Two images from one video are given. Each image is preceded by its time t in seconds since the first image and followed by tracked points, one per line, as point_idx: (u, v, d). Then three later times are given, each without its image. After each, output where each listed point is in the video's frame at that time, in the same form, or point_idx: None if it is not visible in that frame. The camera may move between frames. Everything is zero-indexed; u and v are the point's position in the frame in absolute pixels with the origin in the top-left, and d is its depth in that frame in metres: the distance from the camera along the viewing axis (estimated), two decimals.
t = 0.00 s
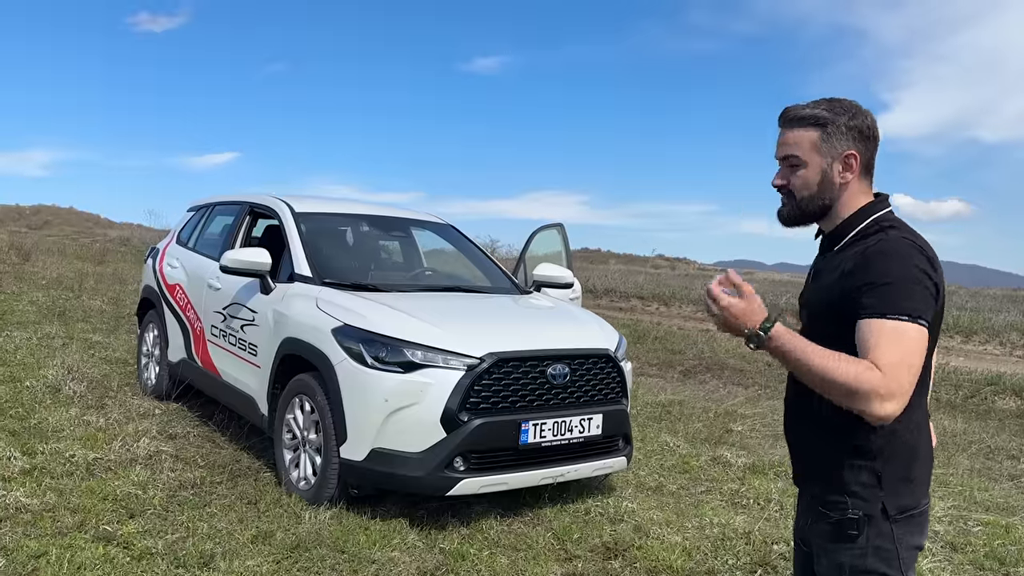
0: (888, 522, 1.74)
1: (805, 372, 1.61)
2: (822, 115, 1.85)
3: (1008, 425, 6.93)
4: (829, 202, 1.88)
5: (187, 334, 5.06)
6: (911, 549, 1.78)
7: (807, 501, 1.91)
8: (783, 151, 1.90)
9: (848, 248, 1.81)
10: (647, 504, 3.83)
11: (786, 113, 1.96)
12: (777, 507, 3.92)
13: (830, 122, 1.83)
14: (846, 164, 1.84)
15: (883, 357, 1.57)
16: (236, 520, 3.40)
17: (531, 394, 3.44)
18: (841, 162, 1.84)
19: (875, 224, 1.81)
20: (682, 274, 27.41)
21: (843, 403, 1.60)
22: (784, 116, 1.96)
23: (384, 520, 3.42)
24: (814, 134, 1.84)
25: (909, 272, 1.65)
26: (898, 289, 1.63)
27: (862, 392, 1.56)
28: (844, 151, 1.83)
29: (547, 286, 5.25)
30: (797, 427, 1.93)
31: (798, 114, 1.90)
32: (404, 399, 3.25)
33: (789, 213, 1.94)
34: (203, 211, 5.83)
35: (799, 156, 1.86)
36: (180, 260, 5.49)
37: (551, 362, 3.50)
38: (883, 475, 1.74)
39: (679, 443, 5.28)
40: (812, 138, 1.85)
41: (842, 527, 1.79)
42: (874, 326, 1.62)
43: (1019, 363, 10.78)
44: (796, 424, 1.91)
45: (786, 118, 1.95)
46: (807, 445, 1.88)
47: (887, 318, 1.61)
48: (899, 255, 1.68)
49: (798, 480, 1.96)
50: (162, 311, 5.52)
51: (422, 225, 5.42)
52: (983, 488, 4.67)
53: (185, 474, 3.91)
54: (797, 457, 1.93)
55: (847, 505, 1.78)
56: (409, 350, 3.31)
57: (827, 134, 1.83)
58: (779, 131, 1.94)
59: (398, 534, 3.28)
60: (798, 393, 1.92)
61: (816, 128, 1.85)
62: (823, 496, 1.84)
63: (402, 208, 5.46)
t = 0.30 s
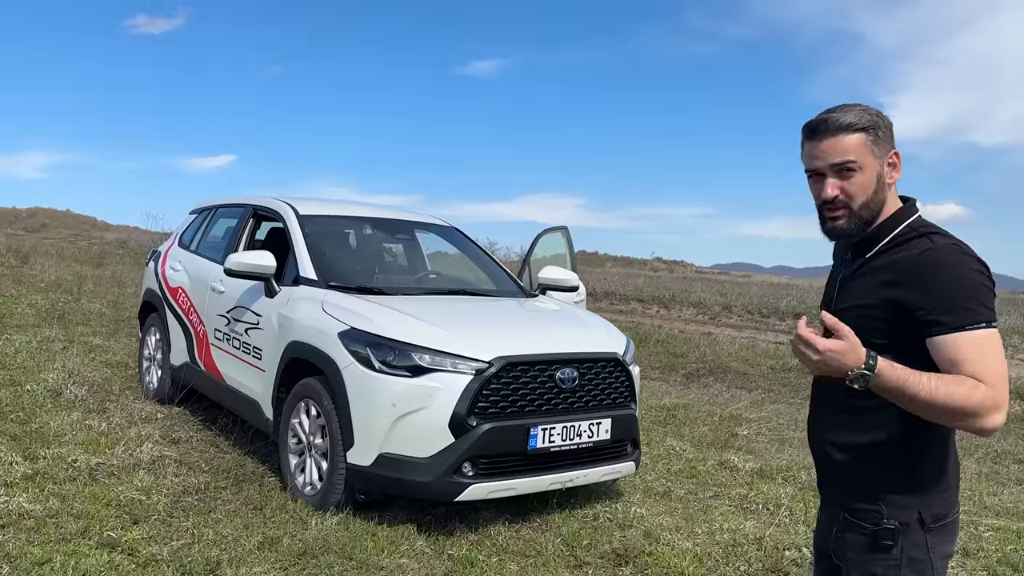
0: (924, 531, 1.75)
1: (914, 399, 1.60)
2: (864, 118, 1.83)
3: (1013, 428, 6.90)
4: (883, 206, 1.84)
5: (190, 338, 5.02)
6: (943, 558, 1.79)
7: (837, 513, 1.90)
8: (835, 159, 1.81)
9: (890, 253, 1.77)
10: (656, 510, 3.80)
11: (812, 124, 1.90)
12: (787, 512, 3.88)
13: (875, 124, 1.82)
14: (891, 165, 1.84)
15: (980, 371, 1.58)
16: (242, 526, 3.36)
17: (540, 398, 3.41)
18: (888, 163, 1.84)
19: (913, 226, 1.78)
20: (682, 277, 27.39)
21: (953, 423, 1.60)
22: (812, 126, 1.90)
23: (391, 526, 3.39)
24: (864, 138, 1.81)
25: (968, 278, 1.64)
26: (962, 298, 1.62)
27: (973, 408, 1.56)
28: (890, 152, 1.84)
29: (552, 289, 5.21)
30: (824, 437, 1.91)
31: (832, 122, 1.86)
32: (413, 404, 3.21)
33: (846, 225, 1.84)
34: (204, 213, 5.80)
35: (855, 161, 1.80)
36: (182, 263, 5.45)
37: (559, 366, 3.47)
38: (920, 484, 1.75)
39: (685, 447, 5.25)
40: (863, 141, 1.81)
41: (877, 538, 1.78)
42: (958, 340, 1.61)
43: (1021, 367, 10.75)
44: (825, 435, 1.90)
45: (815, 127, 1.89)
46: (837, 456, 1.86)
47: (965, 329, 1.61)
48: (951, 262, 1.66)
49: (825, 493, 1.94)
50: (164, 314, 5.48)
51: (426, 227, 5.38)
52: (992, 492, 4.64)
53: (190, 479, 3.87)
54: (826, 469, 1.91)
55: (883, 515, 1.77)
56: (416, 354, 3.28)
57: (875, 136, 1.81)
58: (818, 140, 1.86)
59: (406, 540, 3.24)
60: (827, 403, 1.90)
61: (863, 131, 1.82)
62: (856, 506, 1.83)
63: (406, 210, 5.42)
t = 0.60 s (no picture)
0: (952, 543, 1.74)
1: (959, 380, 1.55)
2: (909, 112, 1.79)
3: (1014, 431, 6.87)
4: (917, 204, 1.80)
5: (188, 341, 4.97)
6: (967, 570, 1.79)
7: (860, 524, 1.86)
8: (875, 152, 1.78)
9: (926, 253, 1.76)
10: (659, 515, 3.76)
11: (856, 114, 1.87)
12: (790, 517, 3.85)
13: (920, 119, 1.79)
14: (932, 163, 1.80)
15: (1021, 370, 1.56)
16: (242, 532, 3.31)
17: (543, 403, 3.37)
18: (929, 162, 1.80)
19: (951, 227, 1.77)
20: (679, 280, 27.39)
21: (985, 418, 1.56)
22: (855, 117, 1.86)
23: (393, 532, 3.35)
24: (907, 133, 1.77)
25: (1007, 281, 1.64)
26: (1003, 301, 1.62)
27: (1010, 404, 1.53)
28: (932, 150, 1.79)
29: (553, 292, 5.18)
30: (849, 446, 1.88)
31: (877, 114, 1.82)
32: (415, 408, 3.17)
33: (878, 220, 1.81)
34: (202, 215, 5.75)
35: (895, 156, 1.77)
36: (179, 265, 5.40)
37: (562, 370, 3.43)
38: (949, 494, 1.74)
39: (687, 450, 5.21)
40: (906, 136, 1.77)
41: (906, 550, 1.75)
42: (988, 338, 1.59)
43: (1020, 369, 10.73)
44: (852, 444, 1.86)
45: (858, 118, 1.85)
46: (865, 465, 1.83)
47: (999, 330, 1.60)
48: (991, 264, 1.66)
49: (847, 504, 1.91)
50: (161, 317, 5.43)
51: (427, 229, 5.34)
52: (995, 496, 4.61)
53: (188, 484, 3.82)
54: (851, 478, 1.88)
55: (914, 526, 1.74)
56: (418, 358, 3.24)
57: (919, 133, 1.78)
58: (861, 131, 1.82)
59: (408, 546, 3.20)
60: (854, 411, 1.86)
61: (907, 126, 1.78)
62: (883, 517, 1.80)
63: (405, 212, 5.38)
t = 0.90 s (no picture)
0: (962, 546, 1.71)
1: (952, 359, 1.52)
2: (925, 102, 1.80)
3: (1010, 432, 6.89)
4: (917, 194, 1.81)
5: (183, 342, 4.93)
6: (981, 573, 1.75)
7: (869, 527, 1.86)
8: (879, 136, 1.82)
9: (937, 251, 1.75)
10: (659, 516, 3.74)
11: (878, 100, 1.90)
12: (790, 518, 3.84)
13: (934, 110, 1.78)
14: (942, 156, 1.79)
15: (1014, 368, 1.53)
16: (238, 535, 3.27)
17: (543, 404, 3.34)
18: (939, 154, 1.79)
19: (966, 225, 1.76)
20: (674, 281, 27.41)
21: (969, 407, 1.53)
22: (876, 102, 1.90)
23: (391, 535, 3.32)
24: (916, 120, 1.79)
25: (1015, 282, 1.62)
26: (1009, 300, 1.60)
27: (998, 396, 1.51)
28: (944, 142, 1.78)
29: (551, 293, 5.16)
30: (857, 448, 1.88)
31: (894, 101, 1.84)
32: (413, 410, 3.14)
33: (873, 203, 1.84)
34: (197, 216, 5.71)
35: (898, 142, 1.79)
36: (174, 266, 5.35)
37: (562, 371, 3.40)
38: (957, 497, 1.71)
39: (685, 451, 5.20)
40: (914, 123, 1.79)
41: (913, 553, 1.75)
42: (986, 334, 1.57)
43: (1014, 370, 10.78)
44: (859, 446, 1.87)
45: (879, 104, 1.89)
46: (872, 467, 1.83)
47: (998, 328, 1.57)
48: (998, 264, 1.65)
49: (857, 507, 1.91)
50: (156, 318, 5.38)
51: (424, 230, 5.31)
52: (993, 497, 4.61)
53: (183, 486, 3.78)
54: (859, 481, 1.88)
55: (920, 529, 1.73)
56: (417, 359, 3.21)
57: (930, 121, 1.78)
58: (875, 115, 1.86)
59: (406, 549, 3.17)
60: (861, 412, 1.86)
61: (918, 115, 1.79)
62: (890, 520, 1.80)
63: (402, 212, 5.35)
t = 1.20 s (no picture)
0: (960, 548, 1.72)
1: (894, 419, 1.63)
2: (923, 100, 1.79)
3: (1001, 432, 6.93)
4: (911, 193, 1.82)
5: (175, 342, 4.88)
6: None
7: (873, 527, 1.91)
8: (875, 134, 1.84)
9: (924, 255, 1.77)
10: (654, 517, 3.74)
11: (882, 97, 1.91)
12: (785, 519, 3.84)
13: (930, 107, 1.78)
14: (938, 155, 1.78)
15: (975, 389, 1.57)
16: (231, 536, 3.24)
17: (538, 404, 3.33)
18: (934, 153, 1.78)
19: (958, 225, 1.76)
20: (667, 283, 27.46)
21: (939, 439, 1.62)
22: (880, 98, 1.90)
23: (386, 536, 3.30)
24: (911, 118, 1.79)
25: (992, 292, 1.60)
26: (981, 311, 1.60)
27: (953, 427, 1.57)
28: (939, 141, 1.77)
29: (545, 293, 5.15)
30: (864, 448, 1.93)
31: (895, 98, 1.85)
32: (409, 410, 3.12)
33: (869, 201, 1.87)
34: (189, 215, 5.66)
35: (891, 141, 1.81)
36: (166, 266, 5.31)
37: (557, 371, 3.39)
38: (954, 501, 1.72)
39: (679, 452, 5.19)
40: (908, 122, 1.79)
41: (911, 552, 1.78)
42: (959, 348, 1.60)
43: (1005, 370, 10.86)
44: (865, 447, 1.91)
45: (882, 100, 1.90)
46: (875, 469, 1.87)
47: (975, 342, 1.59)
48: (979, 273, 1.64)
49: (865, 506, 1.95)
50: (147, 318, 5.34)
51: (418, 230, 5.30)
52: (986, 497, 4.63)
53: (176, 488, 3.74)
54: (864, 482, 1.93)
55: (916, 531, 1.76)
56: (411, 359, 3.19)
57: (926, 120, 1.78)
58: (875, 112, 1.88)
59: (401, 550, 3.15)
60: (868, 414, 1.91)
61: (914, 113, 1.79)
62: (891, 520, 1.84)
63: (396, 212, 5.33)
